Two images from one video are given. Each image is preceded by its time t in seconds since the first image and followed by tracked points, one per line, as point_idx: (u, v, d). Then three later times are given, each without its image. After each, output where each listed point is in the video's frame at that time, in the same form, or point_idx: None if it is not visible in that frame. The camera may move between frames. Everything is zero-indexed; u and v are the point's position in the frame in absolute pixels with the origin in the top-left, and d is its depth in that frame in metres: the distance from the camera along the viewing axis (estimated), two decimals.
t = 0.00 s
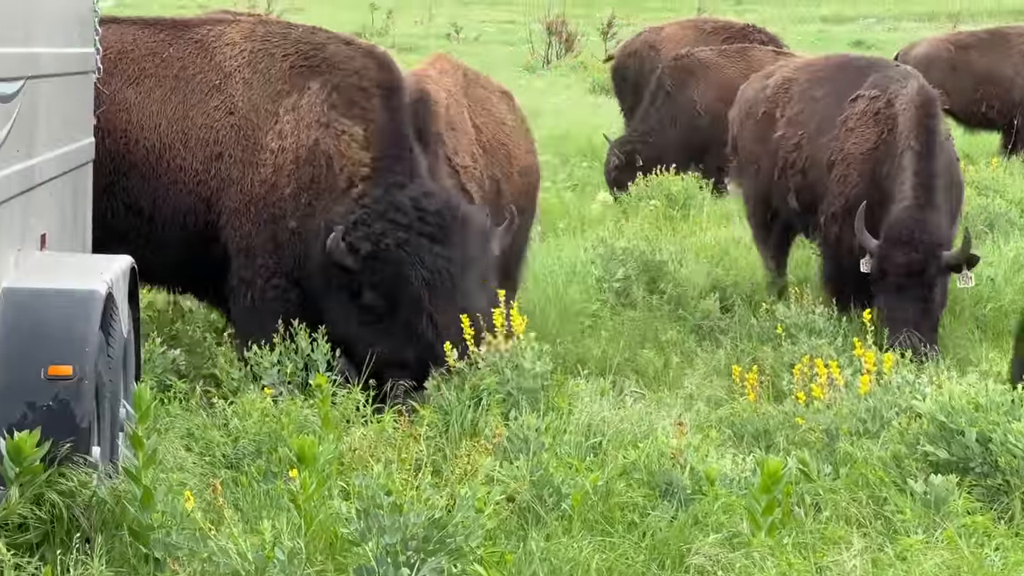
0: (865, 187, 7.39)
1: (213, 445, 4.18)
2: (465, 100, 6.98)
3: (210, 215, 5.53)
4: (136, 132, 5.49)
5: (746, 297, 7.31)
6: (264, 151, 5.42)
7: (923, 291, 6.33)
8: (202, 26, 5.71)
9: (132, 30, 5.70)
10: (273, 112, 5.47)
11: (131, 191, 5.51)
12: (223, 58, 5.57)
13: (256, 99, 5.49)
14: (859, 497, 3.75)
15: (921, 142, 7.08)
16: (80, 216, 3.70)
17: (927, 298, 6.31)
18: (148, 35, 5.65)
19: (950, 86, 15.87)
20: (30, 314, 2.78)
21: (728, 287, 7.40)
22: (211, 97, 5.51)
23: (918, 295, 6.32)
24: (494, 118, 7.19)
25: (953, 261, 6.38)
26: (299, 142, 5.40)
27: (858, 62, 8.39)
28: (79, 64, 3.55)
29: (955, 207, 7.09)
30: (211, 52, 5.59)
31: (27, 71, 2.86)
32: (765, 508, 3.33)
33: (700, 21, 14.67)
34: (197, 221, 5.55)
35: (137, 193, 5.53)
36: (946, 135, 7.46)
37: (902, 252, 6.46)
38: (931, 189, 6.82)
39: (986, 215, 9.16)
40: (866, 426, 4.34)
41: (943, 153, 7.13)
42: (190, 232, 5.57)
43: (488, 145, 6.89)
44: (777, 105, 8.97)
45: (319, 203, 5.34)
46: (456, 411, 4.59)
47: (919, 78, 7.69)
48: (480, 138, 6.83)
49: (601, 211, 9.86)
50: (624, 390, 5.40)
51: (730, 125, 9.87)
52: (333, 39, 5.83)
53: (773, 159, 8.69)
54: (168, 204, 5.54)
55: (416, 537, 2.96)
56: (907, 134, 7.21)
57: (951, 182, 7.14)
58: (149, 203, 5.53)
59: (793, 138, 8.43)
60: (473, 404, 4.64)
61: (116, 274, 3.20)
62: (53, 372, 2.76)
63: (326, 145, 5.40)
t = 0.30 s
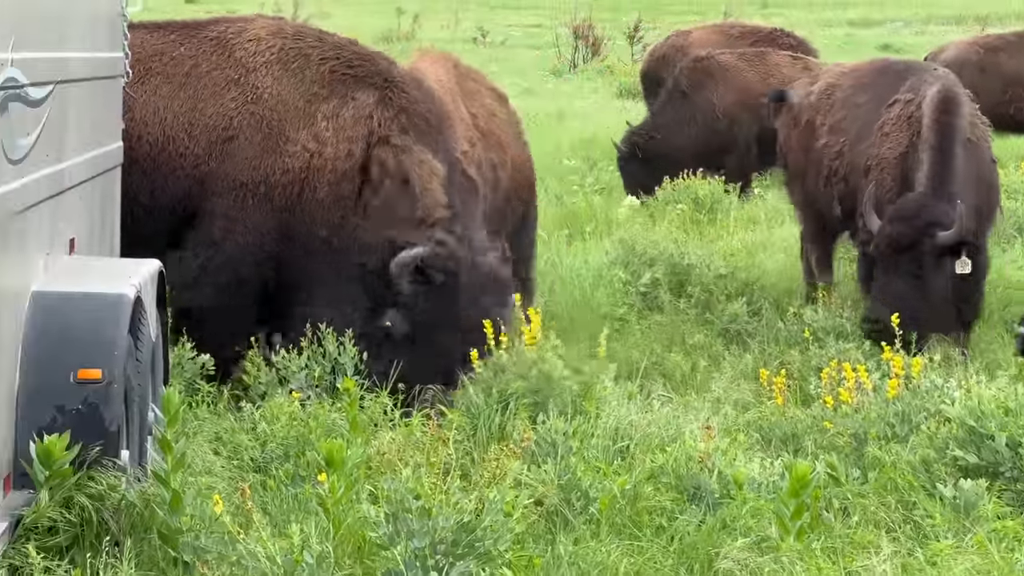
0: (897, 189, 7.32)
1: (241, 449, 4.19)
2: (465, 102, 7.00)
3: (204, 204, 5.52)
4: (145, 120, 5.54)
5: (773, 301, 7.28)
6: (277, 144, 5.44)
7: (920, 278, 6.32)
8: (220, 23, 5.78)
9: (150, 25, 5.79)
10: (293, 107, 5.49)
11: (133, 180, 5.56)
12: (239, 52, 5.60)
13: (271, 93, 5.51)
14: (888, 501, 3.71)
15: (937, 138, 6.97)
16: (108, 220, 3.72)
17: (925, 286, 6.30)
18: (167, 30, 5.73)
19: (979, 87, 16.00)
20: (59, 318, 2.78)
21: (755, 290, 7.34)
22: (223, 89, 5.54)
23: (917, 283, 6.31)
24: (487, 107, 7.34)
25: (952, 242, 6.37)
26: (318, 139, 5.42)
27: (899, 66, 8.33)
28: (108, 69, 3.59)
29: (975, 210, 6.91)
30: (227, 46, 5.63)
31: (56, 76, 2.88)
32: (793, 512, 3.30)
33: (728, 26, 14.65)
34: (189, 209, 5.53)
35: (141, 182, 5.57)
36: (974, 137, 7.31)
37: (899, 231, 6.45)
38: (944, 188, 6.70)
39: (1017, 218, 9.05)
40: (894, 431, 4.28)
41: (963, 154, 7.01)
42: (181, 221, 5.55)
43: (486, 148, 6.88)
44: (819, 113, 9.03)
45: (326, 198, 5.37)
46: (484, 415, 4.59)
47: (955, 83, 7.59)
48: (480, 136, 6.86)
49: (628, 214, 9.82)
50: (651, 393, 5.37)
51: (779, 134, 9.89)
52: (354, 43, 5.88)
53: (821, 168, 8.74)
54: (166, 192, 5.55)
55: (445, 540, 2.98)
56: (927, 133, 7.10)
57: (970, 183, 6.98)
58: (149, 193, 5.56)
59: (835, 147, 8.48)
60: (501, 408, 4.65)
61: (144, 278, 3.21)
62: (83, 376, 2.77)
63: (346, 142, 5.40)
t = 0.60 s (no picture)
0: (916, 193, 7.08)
1: (264, 453, 4.20)
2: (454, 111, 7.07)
3: (203, 204, 5.55)
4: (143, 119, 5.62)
5: (796, 305, 7.23)
6: (283, 148, 5.47)
7: (920, 277, 6.18)
8: (215, 26, 5.91)
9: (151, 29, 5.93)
10: (295, 108, 5.57)
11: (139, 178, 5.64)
12: (237, 54, 5.71)
13: (271, 94, 5.59)
14: (912, 506, 3.67)
15: (951, 136, 6.83)
16: (131, 225, 3.74)
17: (925, 285, 6.18)
18: (168, 33, 5.85)
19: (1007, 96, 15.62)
20: (82, 322, 2.78)
21: (778, 294, 7.29)
22: (217, 90, 5.63)
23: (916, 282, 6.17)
24: (481, 117, 7.75)
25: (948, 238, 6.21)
26: (325, 140, 5.46)
27: (937, 76, 8.25)
28: (132, 73, 3.62)
29: (991, 216, 6.67)
30: (224, 48, 5.74)
31: (80, 79, 2.90)
32: (816, 517, 3.26)
33: (750, 31, 14.42)
34: (188, 210, 5.57)
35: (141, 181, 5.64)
36: (995, 142, 7.09)
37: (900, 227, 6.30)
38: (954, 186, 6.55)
39: None
40: (918, 436, 4.23)
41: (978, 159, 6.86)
42: (182, 222, 5.58)
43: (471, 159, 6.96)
44: (856, 120, 8.79)
45: (335, 203, 5.37)
46: (507, 420, 4.56)
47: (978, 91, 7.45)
48: (469, 143, 6.94)
49: (650, 217, 9.79)
50: (674, 398, 5.33)
51: (818, 141, 9.66)
52: (352, 50, 5.99)
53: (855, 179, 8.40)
54: (155, 191, 5.62)
55: (467, 544, 2.97)
56: (938, 135, 6.97)
57: (985, 187, 6.77)
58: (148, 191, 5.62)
59: (869, 157, 8.22)
60: (524, 413, 4.61)
61: (167, 282, 3.22)
62: (106, 380, 2.77)
63: (357, 148, 5.46)
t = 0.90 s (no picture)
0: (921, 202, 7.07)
1: (282, 458, 4.22)
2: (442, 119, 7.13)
3: (230, 199, 5.53)
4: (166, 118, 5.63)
5: (814, 309, 7.18)
6: (307, 147, 5.50)
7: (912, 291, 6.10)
8: (232, 29, 5.95)
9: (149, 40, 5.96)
10: (317, 110, 5.62)
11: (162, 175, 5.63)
12: (258, 56, 5.75)
13: (295, 95, 5.64)
14: (930, 512, 3.63)
15: (949, 150, 6.76)
16: (149, 230, 3.77)
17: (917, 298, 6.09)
18: (184, 36, 5.88)
19: None
20: (99, 326, 2.79)
21: (797, 298, 7.25)
22: (240, 87, 5.65)
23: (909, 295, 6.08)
24: (460, 115, 7.78)
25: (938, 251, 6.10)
26: (347, 143, 5.53)
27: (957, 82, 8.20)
28: (150, 78, 3.65)
29: (994, 228, 6.65)
30: (245, 50, 5.77)
31: (99, 84, 2.92)
32: (834, 522, 3.23)
33: (769, 35, 14.25)
34: (211, 205, 5.55)
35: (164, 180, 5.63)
36: (1005, 148, 6.90)
37: (888, 239, 6.21)
38: (951, 199, 6.54)
39: None
40: (937, 441, 4.19)
41: (982, 169, 6.76)
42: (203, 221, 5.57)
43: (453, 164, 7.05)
44: (878, 127, 8.77)
45: (356, 207, 5.42)
46: (525, 425, 4.56)
47: (985, 93, 7.22)
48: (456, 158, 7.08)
49: (668, 221, 9.75)
50: (692, 402, 5.30)
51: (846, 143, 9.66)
52: (361, 59, 6.09)
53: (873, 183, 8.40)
54: (183, 187, 5.59)
55: (486, 549, 2.96)
56: (941, 144, 6.92)
57: (990, 198, 6.68)
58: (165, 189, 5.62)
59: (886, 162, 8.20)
60: (542, 418, 4.62)
61: (185, 286, 3.24)
62: (125, 385, 2.78)
63: (373, 153, 5.57)
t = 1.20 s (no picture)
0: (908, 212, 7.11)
1: (296, 462, 4.22)
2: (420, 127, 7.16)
3: (277, 197, 5.50)
4: (200, 125, 5.55)
5: (829, 313, 7.16)
6: (344, 149, 5.50)
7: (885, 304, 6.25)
8: (249, 37, 5.90)
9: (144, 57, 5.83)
10: (345, 114, 5.61)
11: (194, 178, 5.56)
12: (286, 62, 5.71)
13: (327, 98, 5.62)
14: (945, 516, 3.61)
15: (927, 161, 6.74)
16: (164, 234, 3.79)
17: (890, 312, 6.26)
18: (201, 45, 5.80)
19: None
20: (114, 331, 2.80)
21: (812, 302, 7.22)
22: (275, 92, 5.62)
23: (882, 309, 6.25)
24: (424, 114, 7.70)
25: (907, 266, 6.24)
26: (375, 148, 5.57)
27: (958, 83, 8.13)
28: (165, 82, 3.67)
29: (980, 238, 6.62)
30: (271, 57, 5.73)
31: (113, 89, 2.94)
32: (848, 527, 3.21)
33: (785, 39, 14.10)
34: (260, 207, 5.51)
35: (201, 184, 5.56)
36: (993, 156, 6.79)
37: (859, 256, 6.37)
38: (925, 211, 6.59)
39: None
40: (951, 445, 4.16)
41: (965, 179, 6.70)
42: (245, 224, 5.53)
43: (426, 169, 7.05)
44: (888, 131, 8.79)
45: (385, 210, 5.47)
46: (539, 429, 4.57)
47: (976, 97, 7.05)
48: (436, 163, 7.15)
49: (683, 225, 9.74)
50: (706, 407, 5.28)
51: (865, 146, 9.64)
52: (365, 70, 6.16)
53: (879, 188, 8.46)
54: (232, 190, 5.54)
55: (500, 553, 2.97)
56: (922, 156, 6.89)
57: (973, 209, 6.62)
58: (210, 192, 5.56)
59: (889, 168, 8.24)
60: (555, 422, 4.61)
61: (201, 290, 3.25)
62: (140, 390, 2.78)
63: (392, 158, 5.62)
